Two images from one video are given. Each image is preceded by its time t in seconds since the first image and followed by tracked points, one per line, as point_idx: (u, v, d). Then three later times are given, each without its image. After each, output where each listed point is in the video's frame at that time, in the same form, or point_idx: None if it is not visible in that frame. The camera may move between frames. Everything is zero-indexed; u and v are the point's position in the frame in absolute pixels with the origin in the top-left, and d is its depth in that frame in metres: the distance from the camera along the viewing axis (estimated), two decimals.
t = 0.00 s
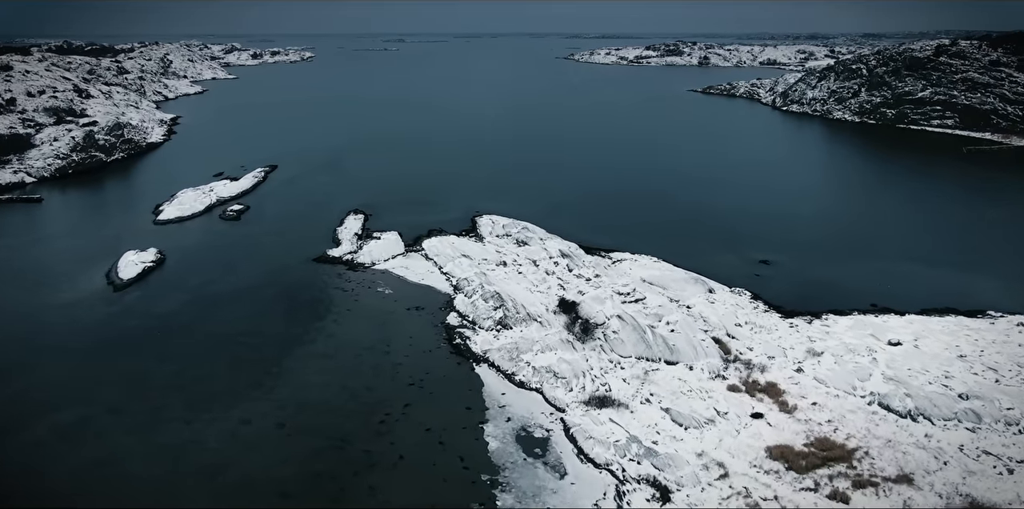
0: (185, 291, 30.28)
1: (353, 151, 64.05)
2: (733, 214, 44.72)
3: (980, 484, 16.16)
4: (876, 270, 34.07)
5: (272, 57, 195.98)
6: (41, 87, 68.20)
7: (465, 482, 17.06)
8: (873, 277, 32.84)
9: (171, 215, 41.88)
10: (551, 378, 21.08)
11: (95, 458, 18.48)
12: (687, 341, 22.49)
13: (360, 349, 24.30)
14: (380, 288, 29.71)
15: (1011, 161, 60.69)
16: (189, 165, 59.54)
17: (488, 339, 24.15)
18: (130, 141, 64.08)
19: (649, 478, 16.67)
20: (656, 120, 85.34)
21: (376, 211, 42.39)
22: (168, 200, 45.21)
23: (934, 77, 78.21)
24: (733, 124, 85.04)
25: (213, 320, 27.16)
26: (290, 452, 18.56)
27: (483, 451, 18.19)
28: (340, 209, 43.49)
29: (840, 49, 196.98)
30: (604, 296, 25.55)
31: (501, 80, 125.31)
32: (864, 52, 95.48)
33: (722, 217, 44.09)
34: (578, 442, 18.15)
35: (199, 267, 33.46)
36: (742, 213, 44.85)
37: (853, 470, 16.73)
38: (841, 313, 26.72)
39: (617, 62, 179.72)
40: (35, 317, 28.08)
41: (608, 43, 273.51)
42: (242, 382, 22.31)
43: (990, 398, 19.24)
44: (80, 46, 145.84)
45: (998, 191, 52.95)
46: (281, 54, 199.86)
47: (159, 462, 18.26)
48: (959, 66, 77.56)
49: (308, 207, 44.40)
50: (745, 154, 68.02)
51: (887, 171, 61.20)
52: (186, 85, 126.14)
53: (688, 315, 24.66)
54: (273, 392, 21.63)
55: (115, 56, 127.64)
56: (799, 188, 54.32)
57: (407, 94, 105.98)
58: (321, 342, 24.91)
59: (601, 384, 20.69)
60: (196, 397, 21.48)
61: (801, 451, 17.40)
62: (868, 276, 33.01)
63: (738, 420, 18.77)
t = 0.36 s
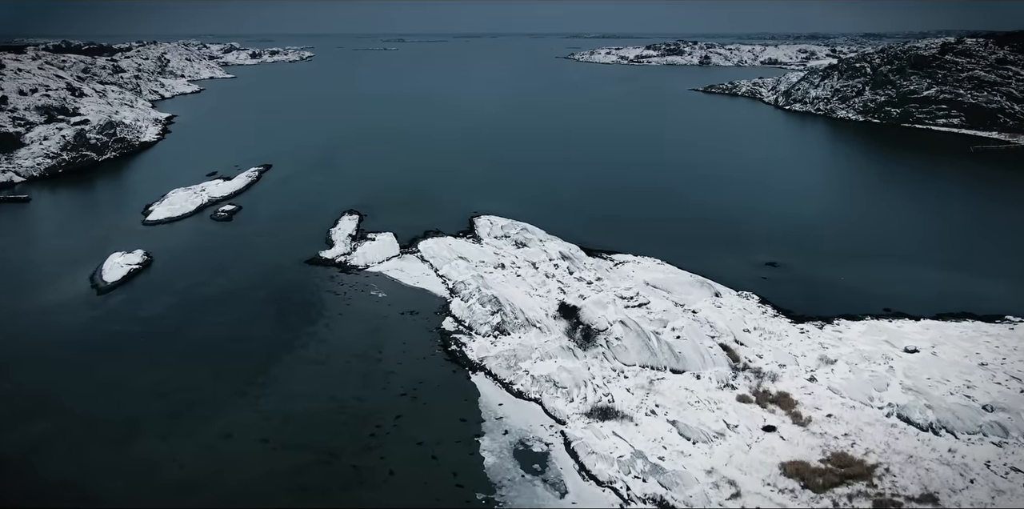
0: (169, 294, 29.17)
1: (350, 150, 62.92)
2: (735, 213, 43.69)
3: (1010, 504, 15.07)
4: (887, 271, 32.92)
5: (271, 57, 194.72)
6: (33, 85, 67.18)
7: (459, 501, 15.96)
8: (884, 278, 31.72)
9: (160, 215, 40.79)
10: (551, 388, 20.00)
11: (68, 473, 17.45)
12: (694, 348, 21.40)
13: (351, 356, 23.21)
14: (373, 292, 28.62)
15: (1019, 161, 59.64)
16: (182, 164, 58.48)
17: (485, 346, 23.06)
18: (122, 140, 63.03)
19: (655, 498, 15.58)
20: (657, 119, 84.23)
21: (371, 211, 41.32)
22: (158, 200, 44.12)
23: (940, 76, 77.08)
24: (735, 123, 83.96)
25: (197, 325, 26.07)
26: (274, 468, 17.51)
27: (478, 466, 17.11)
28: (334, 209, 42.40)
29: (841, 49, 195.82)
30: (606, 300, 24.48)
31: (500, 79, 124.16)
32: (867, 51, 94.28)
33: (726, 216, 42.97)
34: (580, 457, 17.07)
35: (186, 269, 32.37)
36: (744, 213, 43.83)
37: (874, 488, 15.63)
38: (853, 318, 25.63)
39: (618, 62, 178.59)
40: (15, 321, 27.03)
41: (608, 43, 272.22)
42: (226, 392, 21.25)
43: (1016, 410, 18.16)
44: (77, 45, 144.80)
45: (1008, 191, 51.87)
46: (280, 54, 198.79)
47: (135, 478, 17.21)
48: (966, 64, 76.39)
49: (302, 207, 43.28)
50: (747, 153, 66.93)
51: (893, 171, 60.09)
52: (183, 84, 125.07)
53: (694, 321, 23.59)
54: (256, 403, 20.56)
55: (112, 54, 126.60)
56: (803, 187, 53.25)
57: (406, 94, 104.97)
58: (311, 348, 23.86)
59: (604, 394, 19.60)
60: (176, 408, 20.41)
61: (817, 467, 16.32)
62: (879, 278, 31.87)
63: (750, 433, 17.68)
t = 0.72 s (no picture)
0: (156, 298, 28.21)
1: (346, 149, 61.88)
2: (735, 212, 42.73)
3: None
4: (894, 272, 31.93)
5: (271, 57, 193.45)
6: (26, 83, 66.17)
7: None
8: (893, 280, 30.73)
9: (150, 216, 39.78)
10: (550, 398, 19.03)
11: (40, 490, 16.47)
12: (700, 355, 20.41)
13: (342, 364, 22.21)
14: (366, 295, 27.62)
15: None
16: (175, 163, 57.45)
17: (482, 352, 22.08)
18: (115, 139, 62.08)
19: None
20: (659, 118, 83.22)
21: (367, 212, 40.32)
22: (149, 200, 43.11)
23: (945, 74, 76.04)
24: (736, 122, 82.94)
25: (184, 331, 25.10)
26: (256, 484, 16.50)
27: (473, 483, 16.12)
28: (328, 209, 41.41)
29: (843, 48, 194.80)
30: (609, 304, 23.51)
31: (500, 78, 123.04)
32: (871, 49, 93.14)
33: (729, 215, 41.97)
34: (581, 473, 16.09)
35: (174, 271, 31.36)
36: (743, 211, 42.91)
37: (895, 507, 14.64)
38: (865, 323, 24.64)
39: (618, 62, 177.42)
40: None
41: (609, 43, 271.15)
42: (210, 401, 20.29)
43: None
44: (73, 44, 143.65)
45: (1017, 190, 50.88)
46: (278, 53, 197.65)
47: (109, 495, 16.22)
48: (971, 62, 75.33)
49: (296, 207, 42.26)
50: (749, 152, 65.95)
51: (898, 170, 59.06)
52: (180, 83, 124.06)
53: (701, 327, 22.61)
54: (241, 413, 19.59)
55: (108, 53, 125.49)
56: (806, 186, 52.26)
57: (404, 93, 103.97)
58: (300, 356, 22.88)
59: (606, 404, 18.61)
60: (157, 418, 19.45)
61: (834, 484, 15.31)
62: (889, 280, 30.84)
63: (762, 447, 16.68)
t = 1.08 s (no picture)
0: (140, 302, 27.12)
1: (342, 148, 60.81)
2: (737, 211, 41.66)
3: None
4: (905, 273, 30.87)
5: (270, 56, 192.18)
6: (17, 81, 65.08)
7: None
8: (905, 282, 29.67)
9: (138, 215, 38.71)
10: (550, 410, 17.96)
11: None
12: (709, 364, 19.31)
13: (330, 372, 21.13)
14: (358, 299, 26.52)
15: None
16: (168, 162, 56.42)
17: (479, 360, 20.99)
18: (107, 138, 61.02)
19: None
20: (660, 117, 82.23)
21: (362, 211, 39.28)
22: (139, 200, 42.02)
23: (951, 72, 75.06)
24: (738, 121, 81.86)
25: (167, 337, 24.01)
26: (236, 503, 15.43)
27: (467, 503, 15.04)
28: (322, 209, 40.32)
29: (845, 47, 193.58)
30: (611, 309, 22.43)
31: (499, 77, 122.26)
32: (874, 47, 92.06)
33: (733, 214, 40.91)
34: (582, 492, 15.02)
35: (160, 274, 30.26)
36: (745, 210, 41.85)
37: None
38: (879, 329, 23.59)
39: (619, 61, 176.19)
40: None
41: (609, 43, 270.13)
42: (190, 413, 19.20)
43: None
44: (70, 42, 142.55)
45: None
46: (277, 52, 196.41)
47: None
48: (977, 60, 74.26)
49: (289, 206, 41.16)
50: (752, 151, 64.89)
51: (903, 169, 57.98)
52: (177, 82, 123.03)
53: (708, 333, 21.54)
54: (223, 426, 18.51)
55: (104, 52, 124.44)
56: (810, 185, 51.17)
57: (403, 92, 103.00)
58: (288, 363, 21.78)
59: (609, 416, 17.53)
60: (134, 431, 18.38)
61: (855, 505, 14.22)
62: (901, 282, 29.75)
63: (776, 463, 15.60)
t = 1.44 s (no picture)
0: (121, 306, 26.04)
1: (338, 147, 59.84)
2: (739, 210, 40.68)
3: None
4: (916, 275, 29.81)
5: (269, 55, 191.14)
6: (8, 79, 64.00)
7: None
8: (918, 285, 28.58)
9: (126, 215, 37.62)
10: (550, 423, 16.88)
11: None
12: (719, 374, 18.22)
13: (318, 381, 20.06)
14: (350, 303, 25.44)
15: None
16: (160, 161, 55.35)
17: (475, 369, 19.91)
18: (99, 136, 59.98)
19: None
20: (661, 116, 81.23)
21: (357, 211, 38.24)
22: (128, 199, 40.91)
23: (957, 71, 74.05)
24: (739, 120, 80.80)
25: (148, 343, 22.94)
26: None
27: None
28: (315, 209, 39.28)
29: (846, 47, 192.46)
30: (614, 314, 21.35)
31: (499, 76, 121.25)
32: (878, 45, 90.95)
33: (738, 214, 39.88)
34: None
35: (144, 276, 29.18)
36: (748, 209, 40.84)
37: None
38: (895, 335, 22.52)
39: (619, 61, 175.14)
40: None
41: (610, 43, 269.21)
42: (167, 426, 18.10)
43: None
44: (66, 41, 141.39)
45: None
46: (276, 52, 195.23)
47: None
48: (984, 58, 73.15)
49: (282, 206, 40.14)
50: (754, 150, 63.87)
51: (908, 168, 56.98)
52: (173, 81, 121.92)
53: (716, 340, 20.46)
54: (201, 441, 17.40)
55: (100, 50, 123.30)
56: (815, 184, 50.14)
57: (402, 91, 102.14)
58: (273, 372, 20.66)
59: (613, 430, 16.45)
60: (108, 443, 17.35)
61: None
62: (914, 284, 28.68)
63: (793, 483, 14.50)
